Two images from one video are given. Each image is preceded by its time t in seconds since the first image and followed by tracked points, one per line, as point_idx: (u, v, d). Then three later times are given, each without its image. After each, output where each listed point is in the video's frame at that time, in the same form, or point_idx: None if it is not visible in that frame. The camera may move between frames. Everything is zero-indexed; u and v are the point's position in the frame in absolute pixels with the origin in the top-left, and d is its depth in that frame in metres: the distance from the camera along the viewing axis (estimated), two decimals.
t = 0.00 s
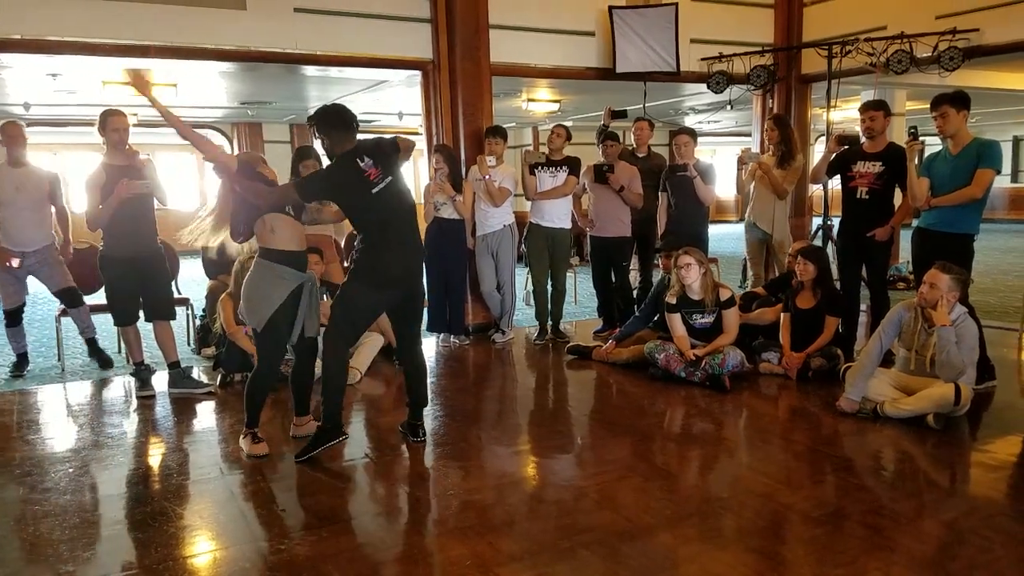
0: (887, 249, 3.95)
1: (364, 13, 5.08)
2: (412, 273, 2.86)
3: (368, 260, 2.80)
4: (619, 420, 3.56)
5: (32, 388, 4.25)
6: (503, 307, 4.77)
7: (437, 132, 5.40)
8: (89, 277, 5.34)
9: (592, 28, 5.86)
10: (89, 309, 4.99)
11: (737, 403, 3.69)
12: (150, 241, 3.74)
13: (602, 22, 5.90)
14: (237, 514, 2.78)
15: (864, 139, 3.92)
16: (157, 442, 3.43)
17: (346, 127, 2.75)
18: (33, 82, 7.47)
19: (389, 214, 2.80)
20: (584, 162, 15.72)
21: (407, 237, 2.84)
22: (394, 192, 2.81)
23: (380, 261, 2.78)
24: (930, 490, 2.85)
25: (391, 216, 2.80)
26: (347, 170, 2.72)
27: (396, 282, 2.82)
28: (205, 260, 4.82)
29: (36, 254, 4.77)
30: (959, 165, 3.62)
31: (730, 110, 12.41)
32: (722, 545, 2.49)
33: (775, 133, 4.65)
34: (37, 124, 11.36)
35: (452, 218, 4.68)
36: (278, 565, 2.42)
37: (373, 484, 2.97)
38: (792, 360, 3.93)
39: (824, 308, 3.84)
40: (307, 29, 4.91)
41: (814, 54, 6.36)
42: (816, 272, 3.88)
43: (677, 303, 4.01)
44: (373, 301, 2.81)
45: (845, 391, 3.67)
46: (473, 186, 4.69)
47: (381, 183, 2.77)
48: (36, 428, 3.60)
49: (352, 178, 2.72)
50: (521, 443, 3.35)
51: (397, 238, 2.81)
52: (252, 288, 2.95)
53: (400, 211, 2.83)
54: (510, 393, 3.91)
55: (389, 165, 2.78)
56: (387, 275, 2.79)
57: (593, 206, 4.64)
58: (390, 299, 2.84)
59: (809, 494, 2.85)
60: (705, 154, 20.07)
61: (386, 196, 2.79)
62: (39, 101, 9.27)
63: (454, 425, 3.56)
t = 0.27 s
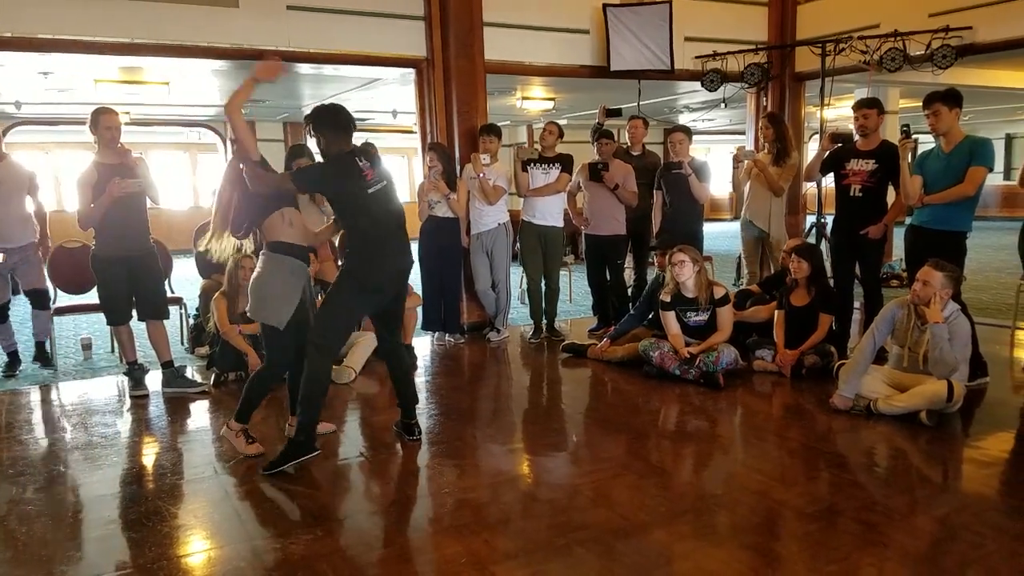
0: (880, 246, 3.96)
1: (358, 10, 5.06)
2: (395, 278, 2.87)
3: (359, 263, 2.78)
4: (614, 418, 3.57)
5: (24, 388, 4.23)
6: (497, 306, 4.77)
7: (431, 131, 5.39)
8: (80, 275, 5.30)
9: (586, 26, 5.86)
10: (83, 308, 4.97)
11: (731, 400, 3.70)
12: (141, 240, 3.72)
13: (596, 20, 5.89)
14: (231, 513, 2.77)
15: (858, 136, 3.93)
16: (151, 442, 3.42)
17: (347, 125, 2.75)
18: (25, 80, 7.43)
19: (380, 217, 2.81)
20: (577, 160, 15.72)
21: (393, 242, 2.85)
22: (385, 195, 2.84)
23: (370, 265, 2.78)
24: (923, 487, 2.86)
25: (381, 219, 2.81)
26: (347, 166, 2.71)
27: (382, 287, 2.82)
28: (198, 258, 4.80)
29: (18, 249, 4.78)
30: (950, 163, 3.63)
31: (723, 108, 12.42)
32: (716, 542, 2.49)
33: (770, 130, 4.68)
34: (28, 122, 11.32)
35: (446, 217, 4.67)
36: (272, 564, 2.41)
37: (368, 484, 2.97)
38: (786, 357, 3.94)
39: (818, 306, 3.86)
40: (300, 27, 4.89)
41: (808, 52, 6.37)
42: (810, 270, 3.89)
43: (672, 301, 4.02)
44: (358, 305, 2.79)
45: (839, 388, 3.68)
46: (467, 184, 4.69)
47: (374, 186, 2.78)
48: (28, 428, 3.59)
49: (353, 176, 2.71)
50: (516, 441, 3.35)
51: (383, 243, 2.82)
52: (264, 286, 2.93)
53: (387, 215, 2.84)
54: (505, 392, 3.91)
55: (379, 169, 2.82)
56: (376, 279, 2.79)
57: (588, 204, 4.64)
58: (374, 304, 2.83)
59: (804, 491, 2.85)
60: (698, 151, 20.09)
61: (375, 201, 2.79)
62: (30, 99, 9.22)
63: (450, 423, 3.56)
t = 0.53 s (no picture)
0: (876, 242, 3.97)
1: (353, 5, 5.05)
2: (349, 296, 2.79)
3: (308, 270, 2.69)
4: (609, 414, 3.57)
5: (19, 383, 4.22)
6: (493, 302, 4.77)
7: (427, 126, 5.38)
8: (74, 271, 5.28)
9: (582, 21, 5.85)
10: (78, 304, 4.97)
11: (727, 396, 3.70)
12: (138, 237, 3.72)
13: (592, 15, 5.89)
14: (227, 508, 2.77)
15: (853, 132, 3.92)
16: (147, 437, 3.42)
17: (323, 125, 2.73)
18: (19, 74, 7.41)
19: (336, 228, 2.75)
20: (573, 155, 15.71)
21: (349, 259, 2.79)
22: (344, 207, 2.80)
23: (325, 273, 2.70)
24: (918, 482, 2.87)
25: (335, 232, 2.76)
26: (306, 168, 2.69)
27: (341, 295, 2.75)
28: (193, 254, 4.80)
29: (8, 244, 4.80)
30: (946, 159, 3.63)
31: (719, 103, 12.42)
32: (711, 537, 2.50)
33: (766, 126, 4.65)
34: (24, 117, 11.28)
35: (441, 213, 4.66)
36: (267, 559, 2.41)
37: (363, 479, 2.97)
38: (781, 353, 3.95)
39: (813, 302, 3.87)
40: (295, 21, 4.88)
41: (804, 47, 6.37)
42: (806, 266, 3.89)
43: (667, 297, 4.01)
44: (320, 315, 2.72)
45: (834, 384, 3.68)
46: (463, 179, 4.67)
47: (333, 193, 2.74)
48: (24, 423, 3.58)
49: (308, 177, 2.69)
50: (511, 437, 3.36)
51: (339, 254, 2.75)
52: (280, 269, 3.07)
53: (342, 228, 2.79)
54: (501, 387, 3.92)
55: (345, 180, 2.80)
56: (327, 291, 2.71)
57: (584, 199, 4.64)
58: (327, 317, 2.73)
59: (798, 486, 2.86)
60: (694, 147, 20.09)
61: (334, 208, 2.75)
62: (25, 93, 9.20)
63: (445, 419, 3.56)
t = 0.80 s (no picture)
0: (874, 238, 3.96)
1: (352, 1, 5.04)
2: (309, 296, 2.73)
3: (264, 264, 2.63)
4: (607, 409, 3.57)
5: (18, 379, 4.23)
6: (492, 297, 4.77)
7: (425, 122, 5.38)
8: (73, 267, 5.28)
9: (581, 16, 5.84)
10: (76, 299, 4.97)
11: (725, 392, 3.70)
12: (136, 233, 3.72)
13: (591, 11, 5.88)
14: (225, 503, 2.78)
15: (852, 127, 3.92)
16: (145, 432, 3.43)
17: (291, 112, 2.65)
18: (18, 70, 7.41)
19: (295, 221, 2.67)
20: (573, 151, 15.71)
21: (309, 257, 2.71)
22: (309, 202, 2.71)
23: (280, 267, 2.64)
24: (916, 478, 2.87)
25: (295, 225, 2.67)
26: (267, 155, 2.62)
27: (302, 287, 2.70)
28: (192, 250, 4.80)
29: (3, 240, 4.82)
30: (945, 155, 3.63)
31: (719, 99, 12.42)
32: (709, 532, 2.50)
33: (763, 123, 4.66)
34: (23, 113, 11.27)
35: (440, 208, 4.66)
36: (265, 554, 2.42)
37: (361, 475, 2.97)
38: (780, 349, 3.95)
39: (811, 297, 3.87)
40: (293, 17, 4.88)
41: (803, 43, 6.36)
42: (805, 262, 3.89)
43: (666, 293, 4.01)
44: (285, 309, 2.68)
45: (832, 380, 3.68)
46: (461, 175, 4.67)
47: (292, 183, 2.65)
48: (23, 418, 3.59)
49: (267, 164, 2.61)
50: (509, 432, 3.36)
51: (298, 251, 2.68)
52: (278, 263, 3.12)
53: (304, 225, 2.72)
54: (499, 383, 3.92)
55: (310, 175, 2.70)
56: (281, 286, 2.65)
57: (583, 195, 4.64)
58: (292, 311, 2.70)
59: (796, 482, 2.86)
60: (694, 142, 20.09)
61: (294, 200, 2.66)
62: (23, 89, 9.20)
63: (443, 415, 3.56)
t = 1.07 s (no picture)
0: (872, 236, 3.97)
1: None
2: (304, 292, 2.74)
3: (264, 259, 2.65)
4: (605, 407, 3.58)
5: (14, 375, 4.22)
6: (490, 295, 4.78)
7: (424, 119, 5.38)
8: (70, 263, 5.27)
9: (580, 14, 5.84)
10: (73, 295, 4.96)
11: (723, 390, 3.71)
12: (135, 230, 3.72)
13: (590, 8, 5.88)
14: (223, 501, 2.77)
15: (851, 126, 3.92)
16: (143, 429, 3.42)
17: (281, 105, 2.63)
18: (15, 66, 7.40)
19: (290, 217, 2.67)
20: (570, 149, 15.72)
21: (302, 252, 2.72)
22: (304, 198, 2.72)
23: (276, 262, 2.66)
24: (914, 476, 2.87)
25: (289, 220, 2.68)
26: (264, 149, 2.61)
27: (297, 283, 2.72)
28: (190, 246, 4.79)
29: None
30: (943, 153, 3.63)
31: (716, 97, 12.42)
32: (708, 530, 2.50)
33: (761, 120, 4.65)
34: (19, 109, 11.25)
35: (438, 205, 4.67)
36: (264, 551, 2.42)
37: (360, 472, 2.97)
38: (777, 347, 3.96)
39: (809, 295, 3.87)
40: (292, 14, 4.87)
41: (802, 41, 6.37)
42: (803, 260, 3.89)
43: (664, 290, 4.02)
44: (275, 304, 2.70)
45: (830, 377, 3.68)
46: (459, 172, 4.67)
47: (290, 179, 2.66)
48: (20, 415, 3.58)
49: (263, 159, 2.61)
50: (507, 430, 3.36)
51: (291, 246, 2.69)
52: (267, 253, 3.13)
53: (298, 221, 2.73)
54: (498, 380, 3.92)
55: (307, 171, 2.70)
56: (276, 282, 2.67)
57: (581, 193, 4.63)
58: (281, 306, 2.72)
59: (794, 479, 2.87)
60: (691, 140, 20.11)
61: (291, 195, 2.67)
62: (20, 85, 9.19)
63: (442, 411, 3.56)
